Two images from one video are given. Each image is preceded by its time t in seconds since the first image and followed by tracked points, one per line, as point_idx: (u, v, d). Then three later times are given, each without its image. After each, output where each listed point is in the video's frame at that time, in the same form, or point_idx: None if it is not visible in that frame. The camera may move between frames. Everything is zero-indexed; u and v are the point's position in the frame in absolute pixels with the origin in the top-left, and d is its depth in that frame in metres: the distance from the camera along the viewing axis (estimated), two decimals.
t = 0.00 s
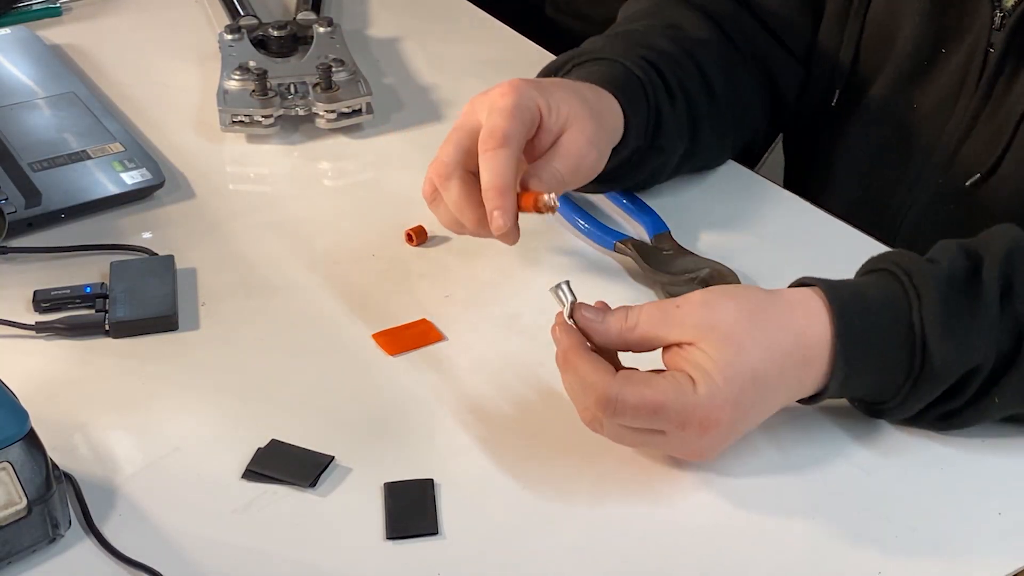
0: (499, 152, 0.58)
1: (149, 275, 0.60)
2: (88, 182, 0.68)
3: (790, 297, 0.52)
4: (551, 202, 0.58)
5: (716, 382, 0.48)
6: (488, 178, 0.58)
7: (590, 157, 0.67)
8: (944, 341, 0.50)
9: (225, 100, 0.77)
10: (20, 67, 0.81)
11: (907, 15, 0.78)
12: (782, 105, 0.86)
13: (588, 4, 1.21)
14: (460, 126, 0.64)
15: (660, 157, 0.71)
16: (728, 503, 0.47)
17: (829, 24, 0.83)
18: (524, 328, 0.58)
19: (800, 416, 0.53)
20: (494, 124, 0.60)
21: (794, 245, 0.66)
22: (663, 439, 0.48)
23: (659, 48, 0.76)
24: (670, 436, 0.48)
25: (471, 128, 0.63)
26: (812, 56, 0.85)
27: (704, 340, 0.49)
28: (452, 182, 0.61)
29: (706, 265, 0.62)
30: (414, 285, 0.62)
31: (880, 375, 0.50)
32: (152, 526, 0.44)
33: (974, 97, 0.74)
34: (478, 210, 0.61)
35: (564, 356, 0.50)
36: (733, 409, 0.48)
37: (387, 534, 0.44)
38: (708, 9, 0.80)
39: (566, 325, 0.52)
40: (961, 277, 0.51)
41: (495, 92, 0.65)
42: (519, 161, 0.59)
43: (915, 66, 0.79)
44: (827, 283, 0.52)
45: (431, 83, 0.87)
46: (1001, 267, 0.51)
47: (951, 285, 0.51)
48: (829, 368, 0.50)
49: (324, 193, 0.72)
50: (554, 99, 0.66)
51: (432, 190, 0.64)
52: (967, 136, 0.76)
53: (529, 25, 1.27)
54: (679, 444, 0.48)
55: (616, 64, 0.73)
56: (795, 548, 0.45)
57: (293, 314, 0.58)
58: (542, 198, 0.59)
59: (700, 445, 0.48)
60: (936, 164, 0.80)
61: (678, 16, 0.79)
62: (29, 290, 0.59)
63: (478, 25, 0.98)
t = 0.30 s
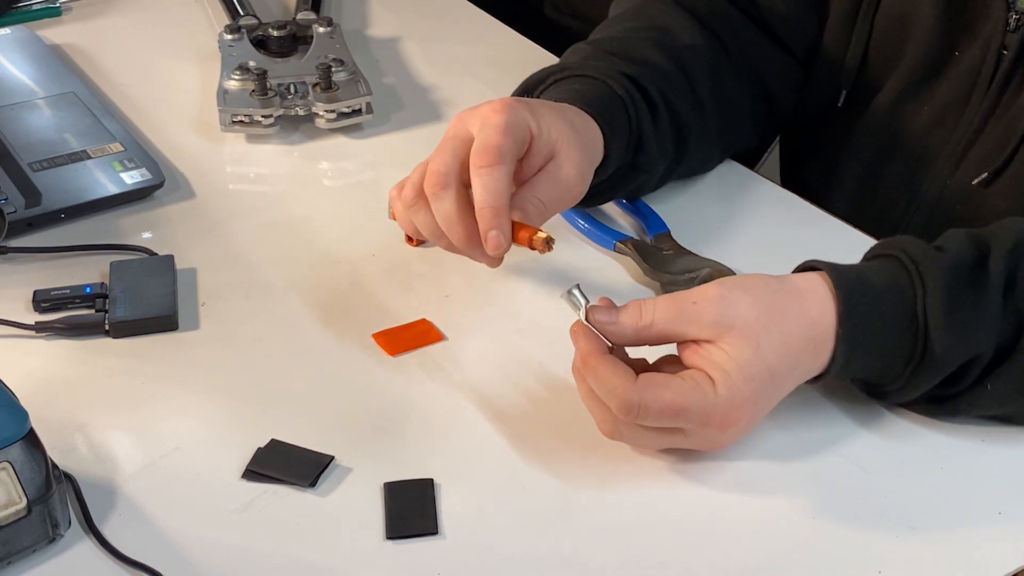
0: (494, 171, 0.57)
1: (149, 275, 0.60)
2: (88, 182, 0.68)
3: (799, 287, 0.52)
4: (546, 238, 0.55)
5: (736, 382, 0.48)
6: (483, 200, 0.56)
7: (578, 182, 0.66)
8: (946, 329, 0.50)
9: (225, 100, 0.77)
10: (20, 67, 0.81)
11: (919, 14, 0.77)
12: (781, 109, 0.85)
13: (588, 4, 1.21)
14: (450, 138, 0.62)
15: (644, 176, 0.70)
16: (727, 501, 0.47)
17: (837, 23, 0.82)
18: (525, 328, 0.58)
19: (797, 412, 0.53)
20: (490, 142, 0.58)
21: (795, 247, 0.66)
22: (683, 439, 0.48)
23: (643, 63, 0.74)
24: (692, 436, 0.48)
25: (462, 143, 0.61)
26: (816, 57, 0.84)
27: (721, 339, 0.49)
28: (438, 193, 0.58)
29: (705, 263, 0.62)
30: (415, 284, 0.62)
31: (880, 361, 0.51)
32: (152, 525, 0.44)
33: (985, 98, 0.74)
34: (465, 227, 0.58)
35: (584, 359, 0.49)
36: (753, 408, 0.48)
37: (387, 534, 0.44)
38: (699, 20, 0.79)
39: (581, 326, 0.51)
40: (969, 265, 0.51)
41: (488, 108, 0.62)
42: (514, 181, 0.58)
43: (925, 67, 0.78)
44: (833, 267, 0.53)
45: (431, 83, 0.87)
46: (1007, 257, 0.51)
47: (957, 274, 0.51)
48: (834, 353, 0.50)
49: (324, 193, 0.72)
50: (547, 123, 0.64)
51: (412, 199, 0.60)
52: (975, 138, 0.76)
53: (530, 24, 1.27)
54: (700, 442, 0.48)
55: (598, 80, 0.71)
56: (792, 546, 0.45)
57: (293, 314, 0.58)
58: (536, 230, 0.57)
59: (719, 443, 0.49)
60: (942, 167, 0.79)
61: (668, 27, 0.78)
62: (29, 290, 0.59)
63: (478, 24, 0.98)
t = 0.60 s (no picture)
0: (509, 181, 0.55)
1: (149, 275, 0.60)
2: (88, 182, 0.68)
3: (801, 309, 0.52)
4: (555, 269, 0.52)
5: (739, 408, 0.48)
6: (492, 213, 0.54)
7: (574, 196, 0.64)
8: (948, 347, 0.50)
9: (225, 100, 0.77)
10: (20, 67, 0.81)
11: (930, 16, 0.78)
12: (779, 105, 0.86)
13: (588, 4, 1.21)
14: (452, 139, 0.59)
15: (632, 178, 0.70)
16: (727, 503, 0.47)
17: (844, 20, 0.81)
18: (524, 328, 0.58)
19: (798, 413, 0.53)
20: (503, 151, 0.56)
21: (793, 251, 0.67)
22: (685, 465, 0.47)
23: (636, 61, 0.74)
24: (693, 464, 0.47)
25: (465, 145, 0.58)
26: (824, 56, 0.83)
27: (726, 364, 0.49)
28: (440, 194, 0.55)
29: (705, 263, 0.62)
30: (415, 285, 0.62)
31: (884, 379, 0.51)
32: (152, 526, 0.44)
33: (996, 102, 0.74)
34: (462, 236, 0.55)
35: (583, 381, 0.49)
36: (755, 434, 0.48)
37: (387, 534, 0.44)
38: (697, 17, 0.78)
39: (582, 349, 0.51)
40: (971, 283, 0.51)
41: (494, 113, 0.60)
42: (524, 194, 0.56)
43: (934, 69, 0.79)
44: (834, 287, 0.53)
45: (430, 83, 0.87)
46: (1011, 274, 0.51)
47: (959, 292, 0.51)
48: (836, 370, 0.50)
49: (324, 193, 0.72)
50: (552, 134, 0.62)
51: (401, 193, 0.57)
52: (983, 140, 0.76)
53: (529, 24, 1.27)
54: (702, 469, 0.48)
55: (590, 79, 0.71)
56: (793, 545, 0.45)
57: (293, 314, 0.58)
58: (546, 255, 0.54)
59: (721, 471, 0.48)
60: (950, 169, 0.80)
61: (664, 24, 0.77)
62: (29, 290, 0.59)
63: (478, 24, 0.98)
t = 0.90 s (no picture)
0: (525, 168, 0.54)
1: (149, 274, 0.60)
2: (88, 182, 0.68)
3: (799, 309, 0.52)
4: (569, 265, 0.52)
5: (729, 407, 0.48)
6: (507, 199, 0.54)
7: (578, 199, 0.64)
8: (948, 348, 0.50)
9: (225, 100, 0.77)
10: (20, 67, 0.81)
11: (934, 14, 0.77)
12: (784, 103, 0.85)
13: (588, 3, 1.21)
14: (465, 126, 0.59)
15: (637, 183, 0.70)
16: (728, 503, 0.47)
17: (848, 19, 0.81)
18: (524, 327, 0.58)
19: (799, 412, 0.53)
20: (518, 139, 0.56)
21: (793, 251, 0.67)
22: (677, 463, 0.47)
23: (640, 65, 0.73)
24: (683, 462, 0.47)
25: (476, 132, 0.58)
26: (830, 55, 0.83)
27: (720, 362, 0.49)
28: (451, 172, 0.54)
29: (705, 263, 0.62)
30: (415, 284, 0.62)
31: (882, 379, 0.51)
32: (152, 526, 0.44)
33: (998, 100, 0.74)
34: (473, 216, 0.53)
35: (576, 377, 0.50)
36: (747, 433, 0.48)
37: (387, 534, 0.44)
38: (701, 18, 0.78)
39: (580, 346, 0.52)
40: (971, 284, 0.51)
41: (507, 103, 0.60)
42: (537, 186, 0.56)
43: (937, 68, 0.79)
44: (833, 288, 0.53)
45: (430, 83, 0.87)
46: (1011, 276, 0.51)
47: (959, 293, 0.51)
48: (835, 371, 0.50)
49: (324, 193, 0.72)
50: (561, 134, 0.63)
51: (408, 169, 0.56)
52: (985, 140, 0.76)
53: (530, 24, 1.27)
54: (693, 468, 0.48)
55: (595, 85, 0.71)
56: (794, 545, 0.45)
57: (293, 315, 0.58)
58: (556, 251, 0.54)
59: (713, 470, 0.48)
60: (953, 168, 0.80)
61: (667, 27, 0.77)
62: (29, 290, 0.59)
63: (478, 24, 0.98)
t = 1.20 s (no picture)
0: (524, 184, 0.55)
1: (149, 274, 0.60)
2: (88, 182, 0.68)
3: (798, 308, 0.52)
4: (574, 278, 0.52)
5: (723, 404, 0.48)
6: (508, 216, 0.54)
7: (577, 210, 0.64)
8: (948, 347, 0.50)
9: (225, 100, 0.77)
10: (20, 67, 0.81)
11: (932, 13, 0.77)
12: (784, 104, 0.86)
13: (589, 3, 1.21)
14: (462, 145, 0.59)
15: (638, 193, 0.70)
16: (728, 503, 0.47)
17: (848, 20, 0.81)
18: (524, 327, 0.58)
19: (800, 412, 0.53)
20: (517, 155, 0.56)
21: (793, 252, 0.67)
22: (670, 456, 0.48)
23: (639, 75, 0.73)
24: (675, 457, 0.48)
25: (474, 151, 0.58)
26: (830, 56, 0.83)
27: (715, 358, 0.49)
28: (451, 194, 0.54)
29: (705, 263, 0.62)
30: (415, 284, 0.62)
31: (882, 377, 0.51)
32: (152, 526, 0.44)
33: (997, 100, 0.74)
34: (475, 237, 0.54)
35: (573, 370, 0.50)
36: (740, 430, 0.48)
37: (387, 534, 0.44)
38: (699, 25, 0.78)
39: (577, 339, 0.52)
40: (970, 284, 0.51)
41: (502, 119, 0.60)
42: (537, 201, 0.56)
43: (936, 68, 0.79)
44: (833, 288, 0.53)
45: (430, 83, 0.87)
46: (1010, 276, 0.51)
47: (959, 293, 0.51)
48: (834, 371, 0.50)
49: (324, 193, 0.72)
50: (558, 145, 0.63)
51: (406, 192, 0.56)
52: (982, 139, 0.76)
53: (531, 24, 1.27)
54: (685, 462, 0.48)
55: (594, 95, 0.71)
56: (796, 543, 0.45)
57: (293, 315, 0.58)
58: (563, 263, 0.54)
59: (705, 466, 0.48)
60: (951, 167, 0.79)
61: (666, 34, 0.77)
62: (29, 291, 0.59)
63: (477, 24, 0.98)
